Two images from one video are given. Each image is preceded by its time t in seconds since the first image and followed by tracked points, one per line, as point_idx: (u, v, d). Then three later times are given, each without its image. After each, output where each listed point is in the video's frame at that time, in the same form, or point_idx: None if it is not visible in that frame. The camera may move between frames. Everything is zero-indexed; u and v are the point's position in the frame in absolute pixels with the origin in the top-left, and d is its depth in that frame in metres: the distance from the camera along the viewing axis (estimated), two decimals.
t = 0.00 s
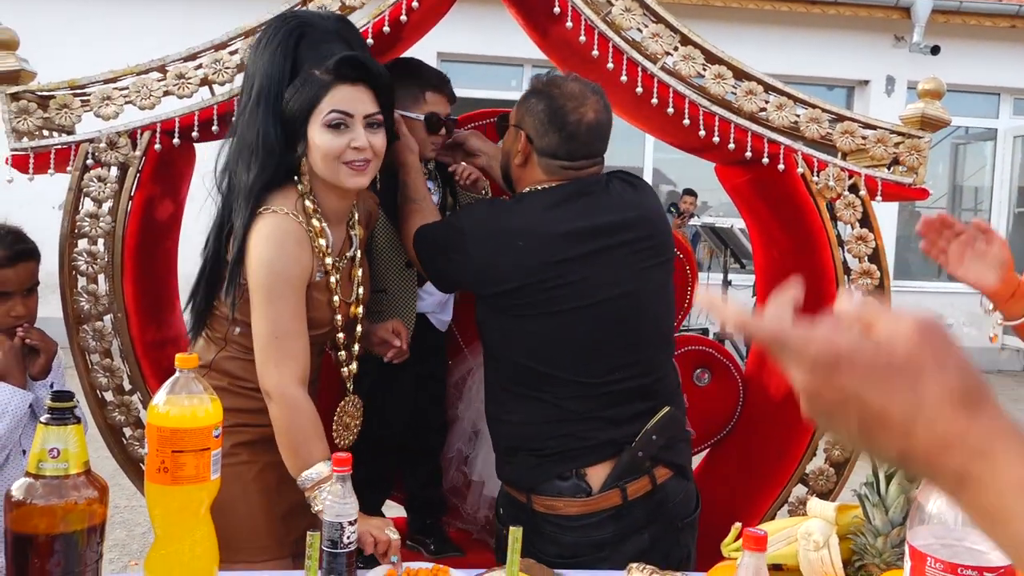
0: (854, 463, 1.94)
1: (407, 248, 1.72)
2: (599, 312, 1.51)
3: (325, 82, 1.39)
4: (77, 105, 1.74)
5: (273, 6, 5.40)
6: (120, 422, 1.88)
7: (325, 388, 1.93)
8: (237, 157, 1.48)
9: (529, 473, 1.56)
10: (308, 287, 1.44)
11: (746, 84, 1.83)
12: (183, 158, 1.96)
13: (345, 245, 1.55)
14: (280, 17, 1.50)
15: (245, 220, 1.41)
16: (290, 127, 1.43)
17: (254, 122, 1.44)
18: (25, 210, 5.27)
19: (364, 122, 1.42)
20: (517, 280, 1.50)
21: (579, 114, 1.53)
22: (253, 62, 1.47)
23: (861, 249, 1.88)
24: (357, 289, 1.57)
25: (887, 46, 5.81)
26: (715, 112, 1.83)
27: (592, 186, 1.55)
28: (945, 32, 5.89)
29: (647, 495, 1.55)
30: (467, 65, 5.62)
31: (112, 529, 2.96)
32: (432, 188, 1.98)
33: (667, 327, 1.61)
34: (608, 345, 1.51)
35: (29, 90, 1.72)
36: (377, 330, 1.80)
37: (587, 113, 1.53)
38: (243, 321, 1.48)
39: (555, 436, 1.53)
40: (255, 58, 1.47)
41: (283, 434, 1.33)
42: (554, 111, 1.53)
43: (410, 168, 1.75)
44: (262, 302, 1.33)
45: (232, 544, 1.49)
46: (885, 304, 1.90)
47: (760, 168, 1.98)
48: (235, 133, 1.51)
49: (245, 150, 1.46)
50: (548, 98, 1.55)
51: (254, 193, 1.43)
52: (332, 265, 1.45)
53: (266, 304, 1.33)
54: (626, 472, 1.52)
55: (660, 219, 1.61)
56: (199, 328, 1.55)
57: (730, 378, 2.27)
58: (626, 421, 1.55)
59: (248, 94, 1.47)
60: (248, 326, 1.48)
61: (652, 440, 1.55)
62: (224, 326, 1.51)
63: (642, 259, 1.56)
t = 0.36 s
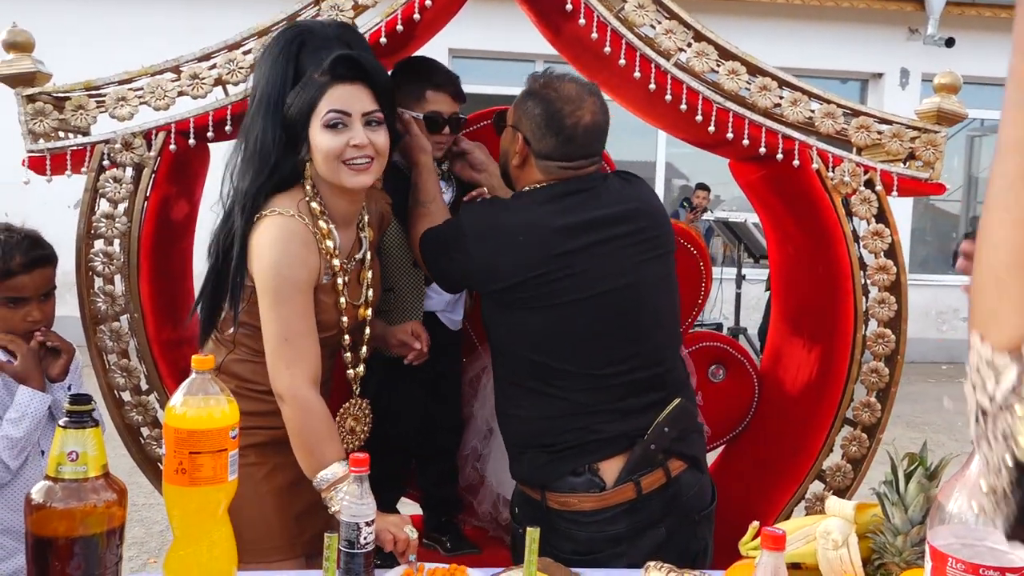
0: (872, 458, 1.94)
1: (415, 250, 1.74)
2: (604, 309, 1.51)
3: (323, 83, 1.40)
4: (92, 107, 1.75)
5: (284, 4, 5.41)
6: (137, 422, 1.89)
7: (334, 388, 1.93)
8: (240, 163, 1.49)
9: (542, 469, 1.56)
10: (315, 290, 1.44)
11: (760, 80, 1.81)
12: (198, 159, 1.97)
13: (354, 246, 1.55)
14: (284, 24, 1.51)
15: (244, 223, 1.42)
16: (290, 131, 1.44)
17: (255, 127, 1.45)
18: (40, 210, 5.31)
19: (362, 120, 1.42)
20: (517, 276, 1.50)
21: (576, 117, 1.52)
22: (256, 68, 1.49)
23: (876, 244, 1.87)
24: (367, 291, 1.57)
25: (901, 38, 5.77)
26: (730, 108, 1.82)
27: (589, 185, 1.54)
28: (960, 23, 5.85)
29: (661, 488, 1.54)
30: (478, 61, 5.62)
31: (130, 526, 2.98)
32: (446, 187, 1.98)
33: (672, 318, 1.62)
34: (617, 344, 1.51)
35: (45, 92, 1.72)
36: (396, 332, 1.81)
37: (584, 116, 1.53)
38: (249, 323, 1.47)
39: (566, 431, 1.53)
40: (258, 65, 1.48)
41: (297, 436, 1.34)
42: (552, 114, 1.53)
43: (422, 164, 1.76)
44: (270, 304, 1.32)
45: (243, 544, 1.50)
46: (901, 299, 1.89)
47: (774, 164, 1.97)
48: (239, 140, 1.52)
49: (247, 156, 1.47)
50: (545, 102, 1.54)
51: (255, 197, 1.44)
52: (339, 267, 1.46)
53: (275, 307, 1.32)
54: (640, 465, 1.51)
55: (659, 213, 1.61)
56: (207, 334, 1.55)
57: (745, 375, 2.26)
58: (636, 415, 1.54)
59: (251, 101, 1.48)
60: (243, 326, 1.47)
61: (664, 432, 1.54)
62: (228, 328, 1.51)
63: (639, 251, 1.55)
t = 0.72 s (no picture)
0: (896, 451, 1.92)
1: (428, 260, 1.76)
2: (622, 303, 1.51)
3: (324, 73, 1.40)
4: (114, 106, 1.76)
5: None
6: (161, 417, 1.90)
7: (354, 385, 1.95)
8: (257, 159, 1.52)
9: (561, 459, 1.56)
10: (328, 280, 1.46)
11: (782, 70, 1.80)
12: (218, 155, 1.98)
13: (369, 238, 1.56)
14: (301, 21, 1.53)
15: (255, 217, 1.44)
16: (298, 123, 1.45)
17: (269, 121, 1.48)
18: (63, 206, 5.36)
19: (363, 107, 1.41)
20: (526, 272, 1.52)
21: (577, 119, 1.53)
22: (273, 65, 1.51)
23: (901, 236, 1.86)
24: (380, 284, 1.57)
25: (923, 25, 5.70)
26: (751, 100, 1.81)
27: (598, 179, 1.56)
28: (983, 9, 5.77)
29: (681, 477, 1.54)
30: (496, 54, 5.61)
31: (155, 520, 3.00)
32: (475, 186, 1.97)
33: (689, 307, 1.60)
34: (635, 340, 1.51)
35: (66, 92, 1.74)
36: (414, 325, 1.81)
37: (585, 117, 1.53)
38: (265, 315, 1.48)
39: (583, 420, 1.52)
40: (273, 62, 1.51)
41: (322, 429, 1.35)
42: (551, 119, 1.53)
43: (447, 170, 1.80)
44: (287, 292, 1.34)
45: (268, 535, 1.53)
46: (925, 291, 1.87)
47: (797, 154, 1.95)
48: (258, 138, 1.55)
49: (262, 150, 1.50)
50: (545, 106, 1.54)
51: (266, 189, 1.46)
52: (350, 257, 1.47)
53: (289, 295, 1.34)
54: (659, 453, 1.51)
55: (668, 203, 1.61)
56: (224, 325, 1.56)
57: (768, 367, 2.25)
58: (654, 403, 1.54)
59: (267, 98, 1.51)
60: (259, 318, 1.48)
61: (682, 420, 1.53)
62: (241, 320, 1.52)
63: (647, 239, 1.54)
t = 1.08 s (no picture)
0: (908, 450, 1.93)
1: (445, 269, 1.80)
2: (632, 305, 1.52)
3: (328, 75, 1.41)
4: (131, 108, 1.78)
5: None
6: (178, 417, 1.93)
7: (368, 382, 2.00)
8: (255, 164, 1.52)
9: (574, 455, 1.57)
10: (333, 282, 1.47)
11: (794, 71, 1.81)
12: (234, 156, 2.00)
13: (371, 242, 1.56)
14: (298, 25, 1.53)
15: (256, 220, 1.44)
16: (301, 125, 1.46)
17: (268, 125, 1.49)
18: (75, 206, 5.40)
19: (369, 106, 1.43)
20: (535, 278, 1.53)
21: (574, 130, 1.54)
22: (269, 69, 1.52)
23: (912, 235, 1.86)
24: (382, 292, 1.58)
25: (932, 23, 5.70)
26: (763, 101, 1.82)
27: (602, 182, 1.57)
28: (993, 7, 5.76)
29: (693, 472, 1.55)
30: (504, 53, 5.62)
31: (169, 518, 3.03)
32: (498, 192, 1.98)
33: (700, 305, 1.61)
34: (644, 339, 1.52)
35: (84, 94, 1.76)
36: (425, 332, 1.82)
37: (581, 126, 1.54)
38: (269, 318, 1.49)
39: (595, 417, 1.53)
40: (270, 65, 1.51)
41: (338, 432, 1.37)
42: (548, 131, 1.54)
43: (469, 185, 1.84)
44: (294, 292, 1.35)
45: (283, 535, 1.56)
46: (936, 290, 1.88)
47: (810, 154, 1.96)
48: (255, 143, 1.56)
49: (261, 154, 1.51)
50: (539, 119, 1.55)
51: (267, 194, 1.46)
52: (351, 260, 1.48)
53: (297, 296, 1.35)
54: (670, 449, 1.52)
55: (673, 202, 1.62)
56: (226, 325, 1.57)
57: (778, 366, 2.26)
58: (665, 400, 1.55)
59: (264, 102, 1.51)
60: (264, 321, 1.50)
61: (693, 416, 1.54)
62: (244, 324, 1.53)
63: (652, 238, 1.55)
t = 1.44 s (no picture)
0: (902, 437, 1.96)
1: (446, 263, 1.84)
2: (631, 294, 1.54)
3: (319, 69, 1.43)
4: (135, 99, 1.79)
5: None
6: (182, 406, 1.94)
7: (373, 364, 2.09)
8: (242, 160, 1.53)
9: (573, 439, 1.59)
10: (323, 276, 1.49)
11: (792, 64, 1.82)
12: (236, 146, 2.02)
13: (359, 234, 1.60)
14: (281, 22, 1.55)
15: (248, 214, 1.45)
16: (291, 121, 1.48)
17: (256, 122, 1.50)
18: (69, 198, 5.40)
19: (360, 100, 1.45)
20: (538, 271, 1.55)
21: (562, 126, 1.55)
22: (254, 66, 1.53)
23: (908, 226, 1.88)
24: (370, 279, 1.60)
25: (926, 16, 5.72)
26: (761, 92, 1.84)
27: (599, 172, 1.59)
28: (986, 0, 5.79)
29: (691, 454, 1.57)
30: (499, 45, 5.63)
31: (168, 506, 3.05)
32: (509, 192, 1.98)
33: (697, 292, 1.64)
34: (644, 327, 1.55)
35: (88, 84, 1.77)
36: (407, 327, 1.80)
37: (570, 122, 1.55)
38: (258, 311, 1.51)
39: (595, 401, 1.56)
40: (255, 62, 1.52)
41: (333, 423, 1.39)
42: (537, 130, 1.56)
43: (476, 183, 1.89)
44: (287, 285, 1.36)
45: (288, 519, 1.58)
46: (932, 280, 1.90)
47: (807, 147, 1.99)
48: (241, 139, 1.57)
49: (249, 150, 1.52)
50: (529, 117, 1.56)
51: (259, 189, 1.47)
52: (342, 254, 1.50)
53: (289, 290, 1.36)
54: (668, 432, 1.54)
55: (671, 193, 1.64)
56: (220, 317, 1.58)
57: (774, 354, 2.29)
58: (664, 384, 1.57)
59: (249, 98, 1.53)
60: (253, 313, 1.52)
61: (689, 399, 1.56)
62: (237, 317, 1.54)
63: (648, 227, 1.58)
